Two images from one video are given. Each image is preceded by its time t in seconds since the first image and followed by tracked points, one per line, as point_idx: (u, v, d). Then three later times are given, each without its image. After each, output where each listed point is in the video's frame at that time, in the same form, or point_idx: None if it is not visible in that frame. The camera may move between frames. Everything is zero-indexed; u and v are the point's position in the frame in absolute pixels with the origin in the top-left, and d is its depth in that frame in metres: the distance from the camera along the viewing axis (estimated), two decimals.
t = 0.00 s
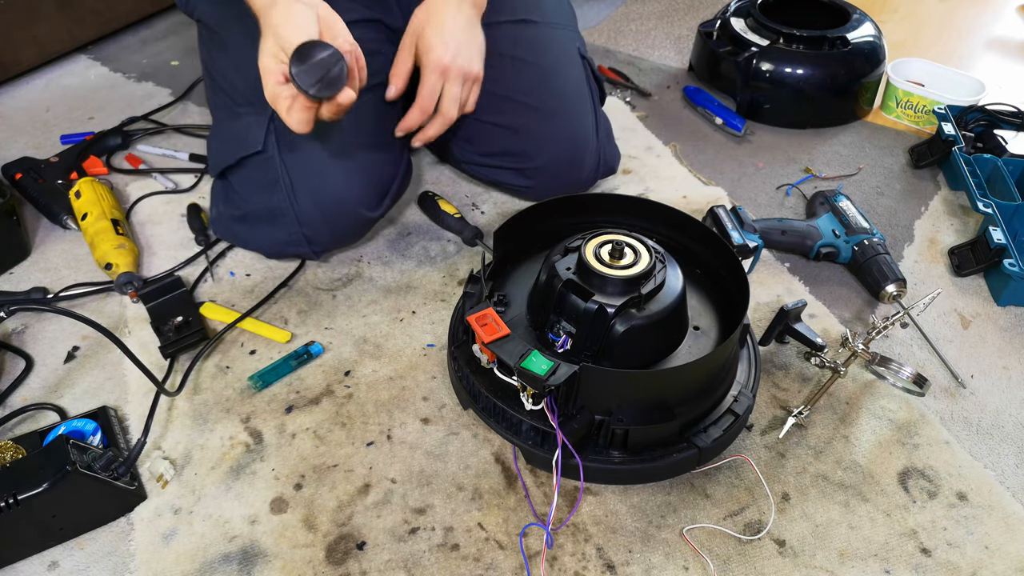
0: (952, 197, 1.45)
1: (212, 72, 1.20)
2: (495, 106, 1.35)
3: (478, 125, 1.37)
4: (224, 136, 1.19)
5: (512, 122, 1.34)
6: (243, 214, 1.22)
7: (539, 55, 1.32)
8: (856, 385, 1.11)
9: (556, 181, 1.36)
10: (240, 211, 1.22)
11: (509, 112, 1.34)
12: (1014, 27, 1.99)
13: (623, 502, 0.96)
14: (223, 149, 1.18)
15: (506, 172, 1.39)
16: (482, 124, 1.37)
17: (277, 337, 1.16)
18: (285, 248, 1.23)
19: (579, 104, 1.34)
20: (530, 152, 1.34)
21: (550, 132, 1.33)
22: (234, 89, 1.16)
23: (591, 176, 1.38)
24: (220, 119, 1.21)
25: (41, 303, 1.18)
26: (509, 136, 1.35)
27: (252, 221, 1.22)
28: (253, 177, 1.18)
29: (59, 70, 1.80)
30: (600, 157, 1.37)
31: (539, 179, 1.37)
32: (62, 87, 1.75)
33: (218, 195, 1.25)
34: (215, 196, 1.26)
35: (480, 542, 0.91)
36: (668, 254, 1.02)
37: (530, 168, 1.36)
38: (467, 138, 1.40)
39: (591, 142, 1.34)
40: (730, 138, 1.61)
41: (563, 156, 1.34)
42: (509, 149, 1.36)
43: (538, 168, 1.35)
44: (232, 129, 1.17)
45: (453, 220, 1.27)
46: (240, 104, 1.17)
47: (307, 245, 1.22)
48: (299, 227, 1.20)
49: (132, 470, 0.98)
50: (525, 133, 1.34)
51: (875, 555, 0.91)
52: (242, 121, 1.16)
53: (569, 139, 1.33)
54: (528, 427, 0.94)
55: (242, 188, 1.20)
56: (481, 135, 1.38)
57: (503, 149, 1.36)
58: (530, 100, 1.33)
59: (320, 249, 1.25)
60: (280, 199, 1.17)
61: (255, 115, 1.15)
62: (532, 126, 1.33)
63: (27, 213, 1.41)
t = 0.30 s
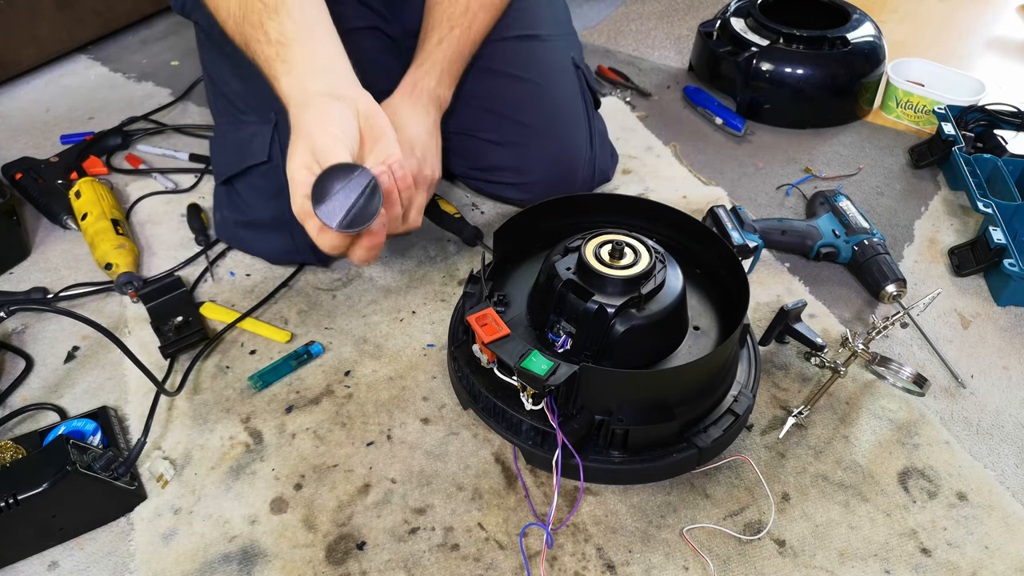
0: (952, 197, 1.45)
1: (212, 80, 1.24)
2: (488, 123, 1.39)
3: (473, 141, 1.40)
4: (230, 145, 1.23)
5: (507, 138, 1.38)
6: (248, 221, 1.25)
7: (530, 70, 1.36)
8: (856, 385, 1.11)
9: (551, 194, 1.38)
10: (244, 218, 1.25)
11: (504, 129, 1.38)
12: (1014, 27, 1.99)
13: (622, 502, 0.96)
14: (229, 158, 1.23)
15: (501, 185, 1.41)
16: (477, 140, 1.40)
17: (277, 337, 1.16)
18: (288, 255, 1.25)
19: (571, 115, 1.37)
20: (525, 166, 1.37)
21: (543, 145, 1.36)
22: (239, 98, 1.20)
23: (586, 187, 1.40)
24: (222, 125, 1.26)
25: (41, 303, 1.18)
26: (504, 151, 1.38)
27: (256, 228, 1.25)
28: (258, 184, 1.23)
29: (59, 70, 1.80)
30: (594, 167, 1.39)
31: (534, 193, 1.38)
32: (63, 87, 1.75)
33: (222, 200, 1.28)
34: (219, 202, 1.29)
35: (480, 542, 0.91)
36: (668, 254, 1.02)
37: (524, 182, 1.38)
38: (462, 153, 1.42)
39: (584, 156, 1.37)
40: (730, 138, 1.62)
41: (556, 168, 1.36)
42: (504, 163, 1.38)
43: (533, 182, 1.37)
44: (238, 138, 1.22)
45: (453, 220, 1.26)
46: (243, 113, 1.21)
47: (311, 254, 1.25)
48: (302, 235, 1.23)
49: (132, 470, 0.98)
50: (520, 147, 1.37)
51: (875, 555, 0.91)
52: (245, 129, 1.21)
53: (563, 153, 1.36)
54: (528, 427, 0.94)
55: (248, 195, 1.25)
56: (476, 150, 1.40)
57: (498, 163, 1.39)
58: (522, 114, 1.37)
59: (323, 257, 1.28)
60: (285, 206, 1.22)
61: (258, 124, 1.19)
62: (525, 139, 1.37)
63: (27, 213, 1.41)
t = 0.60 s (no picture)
0: (952, 197, 1.45)
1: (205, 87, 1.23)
2: (483, 131, 1.39)
3: (468, 150, 1.40)
4: (229, 151, 1.23)
5: (503, 147, 1.38)
6: (247, 227, 1.24)
7: (522, 77, 1.36)
8: (856, 385, 1.11)
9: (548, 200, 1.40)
10: (242, 224, 1.25)
11: (500, 138, 1.38)
12: (1015, 27, 1.99)
13: (622, 502, 0.96)
14: (228, 163, 1.23)
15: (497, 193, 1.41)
16: (473, 150, 1.40)
17: (277, 337, 1.16)
18: (287, 259, 1.25)
19: (565, 120, 1.37)
20: (522, 174, 1.38)
21: (539, 150, 1.37)
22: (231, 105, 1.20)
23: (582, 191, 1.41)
24: (220, 132, 1.26)
25: (41, 303, 1.18)
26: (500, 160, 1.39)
27: (256, 233, 1.25)
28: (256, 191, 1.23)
29: (59, 70, 1.80)
30: (591, 170, 1.40)
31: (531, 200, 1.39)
32: (63, 87, 1.75)
33: (221, 207, 1.28)
34: (218, 207, 1.28)
35: (480, 542, 0.91)
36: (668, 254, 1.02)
37: (522, 189, 1.39)
38: (457, 160, 1.43)
39: (580, 163, 1.38)
40: (730, 138, 1.62)
41: (552, 175, 1.38)
42: (502, 169, 1.38)
43: (530, 190, 1.39)
44: (235, 145, 1.22)
45: (454, 220, 1.27)
46: (239, 121, 1.21)
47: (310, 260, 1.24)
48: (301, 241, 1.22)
49: (132, 470, 0.98)
50: (517, 156, 1.38)
51: (875, 555, 0.91)
52: (242, 135, 1.22)
53: (560, 161, 1.37)
54: (528, 427, 0.94)
55: (246, 202, 1.24)
56: (472, 159, 1.41)
57: (494, 172, 1.39)
58: (517, 121, 1.37)
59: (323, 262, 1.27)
60: (284, 213, 1.21)
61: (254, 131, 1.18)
62: (521, 146, 1.38)
63: (27, 213, 1.41)
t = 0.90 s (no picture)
0: (952, 197, 1.45)
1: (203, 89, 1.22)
2: (482, 132, 1.39)
3: (467, 151, 1.40)
4: (228, 154, 1.24)
5: (503, 149, 1.38)
6: (247, 229, 1.24)
7: (520, 77, 1.36)
8: (856, 385, 1.11)
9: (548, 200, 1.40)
10: (243, 227, 1.25)
11: (499, 140, 1.38)
12: (1015, 27, 1.99)
13: (622, 502, 0.96)
14: (227, 165, 1.23)
15: (496, 194, 1.41)
16: (472, 151, 1.40)
17: (277, 337, 1.16)
18: (287, 262, 1.25)
19: (563, 119, 1.38)
20: (522, 175, 1.38)
21: (536, 150, 1.37)
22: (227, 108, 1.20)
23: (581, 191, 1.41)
24: (219, 134, 1.26)
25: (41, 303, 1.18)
26: (500, 162, 1.38)
27: (256, 236, 1.25)
28: (257, 193, 1.23)
29: (59, 70, 1.80)
30: (590, 169, 1.40)
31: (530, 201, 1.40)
32: (62, 87, 1.75)
33: (220, 208, 1.28)
34: (218, 210, 1.28)
35: (480, 542, 0.91)
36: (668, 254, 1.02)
37: (522, 190, 1.39)
38: (455, 162, 1.42)
39: (579, 162, 1.38)
40: (730, 138, 1.62)
41: (552, 175, 1.38)
42: (500, 170, 1.38)
43: (530, 191, 1.39)
44: (234, 148, 1.22)
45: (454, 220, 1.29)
46: (238, 124, 1.20)
47: (311, 263, 1.24)
48: (300, 243, 1.22)
49: (132, 470, 0.98)
50: (517, 157, 1.38)
51: (875, 554, 0.91)
52: (240, 136, 1.21)
53: (559, 161, 1.37)
54: (528, 427, 0.94)
55: (246, 204, 1.25)
56: (471, 161, 1.40)
57: (494, 173, 1.39)
58: (516, 122, 1.37)
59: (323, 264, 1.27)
60: (282, 215, 1.21)
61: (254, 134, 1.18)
62: (519, 146, 1.38)
63: (27, 213, 1.41)
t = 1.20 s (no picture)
0: (954, 196, 1.44)
1: (200, 89, 1.22)
2: (480, 132, 1.38)
3: (465, 151, 1.39)
4: (226, 153, 1.23)
5: (501, 148, 1.37)
6: (245, 229, 1.24)
7: (517, 76, 1.36)
8: (858, 386, 1.10)
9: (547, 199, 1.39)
10: (241, 227, 1.24)
11: (498, 139, 1.37)
12: (1018, 26, 1.97)
13: (623, 503, 0.95)
14: (225, 164, 1.23)
15: (496, 195, 1.40)
16: (471, 151, 1.38)
17: (275, 337, 1.15)
18: (285, 262, 1.24)
19: (560, 118, 1.37)
20: (520, 174, 1.37)
21: (534, 149, 1.36)
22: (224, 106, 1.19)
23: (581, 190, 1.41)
24: (216, 133, 1.25)
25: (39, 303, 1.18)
26: (499, 161, 1.37)
27: (254, 236, 1.24)
28: (255, 193, 1.23)
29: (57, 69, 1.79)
30: (589, 168, 1.39)
31: (530, 200, 1.39)
32: (61, 86, 1.74)
33: (218, 208, 1.27)
34: (215, 209, 1.28)
35: (480, 544, 0.90)
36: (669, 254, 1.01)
37: (520, 190, 1.38)
38: (454, 162, 1.41)
39: (577, 161, 1.37)
40: (732, 137, 1.61)
41: (550, 175, 1.37)
42: (497, 169, 1.38)
43: (529, 190, 1.38)
44: (232, 147, 1.22)
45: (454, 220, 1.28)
46: (235, 122, 1.20)
47: (309, 263, 1.23)
48: (299, 243, 1.21)
49: (130, 471, 0.97)
50: (515, 156, 1.37)
51: (877, 556, 0.91)
52: (237, 135, 1.21)
53: (557, 160, 1.36)
54: (528, 427, 0.93)
55: (244, 204, 1.24)
56: (470, 161, 1.39)
57: (493, 173, 1.38)
58: (514, 121, 1.36)
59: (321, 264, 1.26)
60: (280, 215, 1.21)
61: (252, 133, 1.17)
62: (516, 144, 1.37)
63: (25, 213, 1.40)
